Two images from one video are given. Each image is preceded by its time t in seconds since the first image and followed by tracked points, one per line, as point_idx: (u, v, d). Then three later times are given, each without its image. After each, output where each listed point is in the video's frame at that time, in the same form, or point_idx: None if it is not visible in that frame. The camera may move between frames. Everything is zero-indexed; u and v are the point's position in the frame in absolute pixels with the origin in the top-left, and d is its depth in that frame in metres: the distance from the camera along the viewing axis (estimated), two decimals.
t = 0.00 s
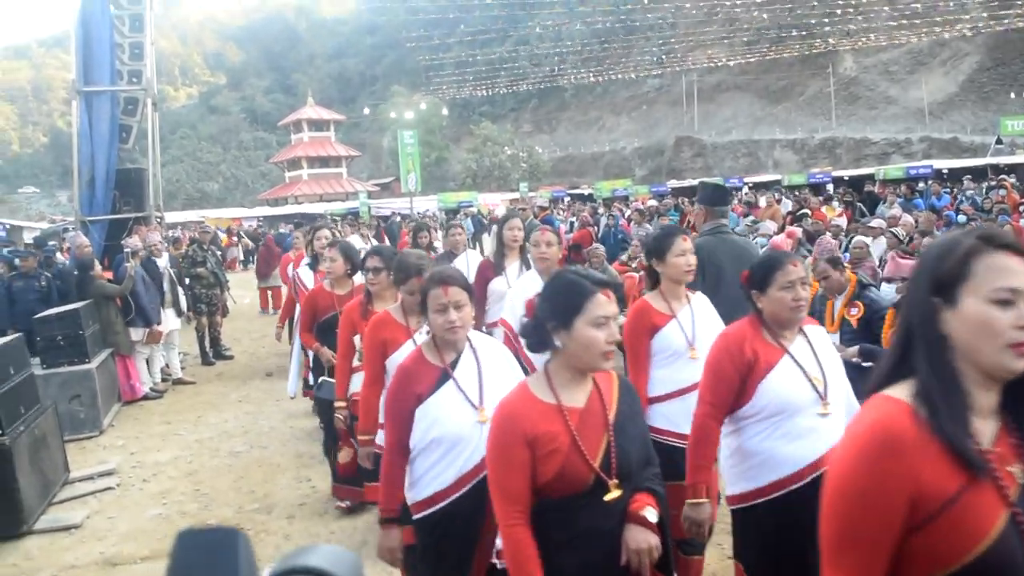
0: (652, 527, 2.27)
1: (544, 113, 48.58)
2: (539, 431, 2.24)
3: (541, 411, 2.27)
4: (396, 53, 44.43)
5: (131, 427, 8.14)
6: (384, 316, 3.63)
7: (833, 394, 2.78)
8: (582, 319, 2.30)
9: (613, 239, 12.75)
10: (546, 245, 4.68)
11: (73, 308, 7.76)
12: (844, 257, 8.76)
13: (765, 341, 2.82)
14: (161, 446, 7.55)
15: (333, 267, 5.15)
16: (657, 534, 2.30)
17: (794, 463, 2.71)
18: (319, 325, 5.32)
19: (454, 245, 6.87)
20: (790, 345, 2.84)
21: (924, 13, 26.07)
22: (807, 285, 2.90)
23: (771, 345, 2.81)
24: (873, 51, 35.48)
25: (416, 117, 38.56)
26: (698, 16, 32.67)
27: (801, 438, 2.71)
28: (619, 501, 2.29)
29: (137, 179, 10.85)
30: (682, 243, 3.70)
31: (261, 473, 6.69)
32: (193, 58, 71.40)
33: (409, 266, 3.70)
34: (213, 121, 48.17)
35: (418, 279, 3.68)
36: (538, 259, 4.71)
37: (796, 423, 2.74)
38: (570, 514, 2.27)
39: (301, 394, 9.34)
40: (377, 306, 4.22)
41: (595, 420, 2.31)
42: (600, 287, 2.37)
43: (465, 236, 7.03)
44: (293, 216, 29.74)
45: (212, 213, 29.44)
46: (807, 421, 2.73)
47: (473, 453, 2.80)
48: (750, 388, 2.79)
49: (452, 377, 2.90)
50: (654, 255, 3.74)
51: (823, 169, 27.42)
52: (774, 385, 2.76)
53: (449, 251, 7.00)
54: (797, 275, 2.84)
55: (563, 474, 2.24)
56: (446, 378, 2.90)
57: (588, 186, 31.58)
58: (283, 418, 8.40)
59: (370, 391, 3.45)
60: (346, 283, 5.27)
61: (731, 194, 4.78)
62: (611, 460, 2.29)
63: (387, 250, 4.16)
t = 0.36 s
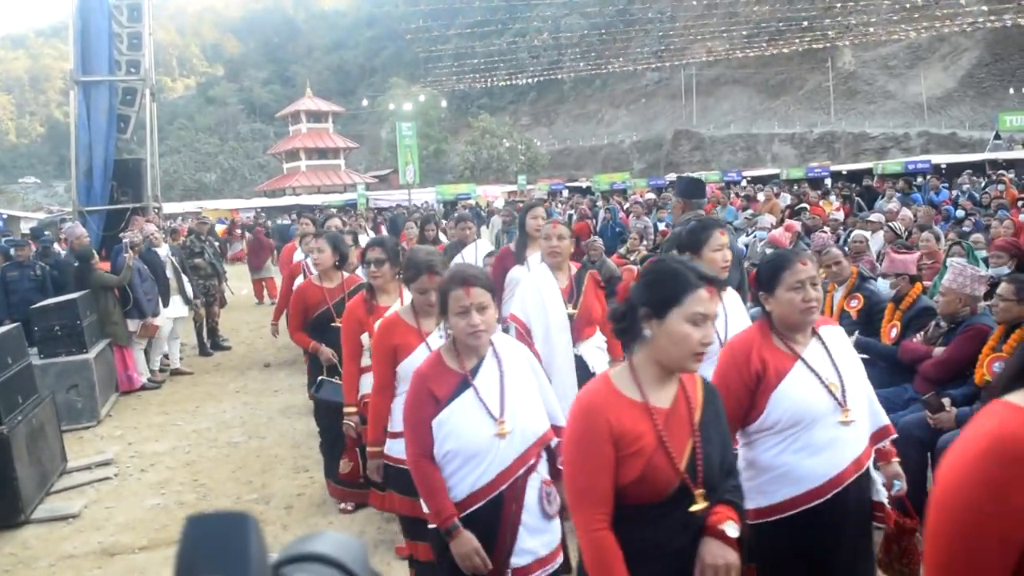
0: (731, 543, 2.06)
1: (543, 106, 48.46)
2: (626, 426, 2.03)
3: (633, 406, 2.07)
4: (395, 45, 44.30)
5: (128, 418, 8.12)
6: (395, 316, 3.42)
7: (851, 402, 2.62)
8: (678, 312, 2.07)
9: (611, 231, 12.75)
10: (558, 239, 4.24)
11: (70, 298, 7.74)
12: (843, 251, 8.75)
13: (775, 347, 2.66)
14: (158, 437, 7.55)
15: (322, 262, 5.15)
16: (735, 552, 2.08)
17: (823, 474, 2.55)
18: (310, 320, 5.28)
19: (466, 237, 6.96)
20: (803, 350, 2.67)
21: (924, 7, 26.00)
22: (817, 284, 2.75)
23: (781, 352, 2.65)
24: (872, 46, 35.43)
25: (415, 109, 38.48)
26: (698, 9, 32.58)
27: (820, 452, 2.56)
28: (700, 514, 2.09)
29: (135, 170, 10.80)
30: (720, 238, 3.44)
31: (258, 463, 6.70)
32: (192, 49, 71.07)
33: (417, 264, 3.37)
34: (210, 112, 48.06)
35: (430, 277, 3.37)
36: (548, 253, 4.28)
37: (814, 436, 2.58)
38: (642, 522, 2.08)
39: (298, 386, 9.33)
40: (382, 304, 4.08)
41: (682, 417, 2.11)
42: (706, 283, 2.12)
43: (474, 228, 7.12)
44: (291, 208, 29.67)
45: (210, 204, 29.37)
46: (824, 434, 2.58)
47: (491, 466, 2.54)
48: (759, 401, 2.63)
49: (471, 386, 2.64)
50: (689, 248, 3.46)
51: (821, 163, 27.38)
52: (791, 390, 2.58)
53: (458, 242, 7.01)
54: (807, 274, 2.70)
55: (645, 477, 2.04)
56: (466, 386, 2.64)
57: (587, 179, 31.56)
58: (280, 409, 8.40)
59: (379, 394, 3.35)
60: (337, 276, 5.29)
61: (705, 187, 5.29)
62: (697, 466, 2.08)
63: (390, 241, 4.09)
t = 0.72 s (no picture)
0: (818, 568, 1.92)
1: (552, 100, 48.33)
2: (702, 445, 1.87)
3: (705, 424, 1.88)
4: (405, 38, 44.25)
5: (140, 410, 8.13)
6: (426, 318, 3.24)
7: (887, 410, 2.52)
8: (755, 322, 1.86)
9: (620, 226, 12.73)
10: (605, 233, 4.17)
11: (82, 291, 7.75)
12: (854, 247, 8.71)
13: (804, 355, 2.54)
14: (170, 429, 7.56)
15: (339, 258, 4.94)
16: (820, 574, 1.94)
17: (861, 490, 2.47)
18: (325, 320, 5.08)
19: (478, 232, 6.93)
20: (830, 359, 2.54)
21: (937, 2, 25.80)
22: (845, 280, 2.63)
23: (810, 360, 2.53)
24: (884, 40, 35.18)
25: (425, 103, 38.44)
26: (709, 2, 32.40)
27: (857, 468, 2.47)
28: (782, 533, 1.94)
29: (145, 163, 10.78)
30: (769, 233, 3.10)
31: (269, 456, 6.70)
32: (203, 43, 71.11)
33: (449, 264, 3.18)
34: (220, 105, 48.14)
35: (467, 276, 3.17)
36: (594, 248, 4.23)
37: (850, 451, 2.49)
38: (714, 545, 1.93)
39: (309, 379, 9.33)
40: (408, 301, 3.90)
41: (767, 429, 1.95)
42: (794, 298, 1.88)
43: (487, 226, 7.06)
44: (301, 201, 29.67)
45: (220, 197, 29.40)
46: (858, 448, 2.48)
47: (539, 482, 2.37)
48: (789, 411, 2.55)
49: (530, 391, 2.45)
50: (734, 247, 3.15)
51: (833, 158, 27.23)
52: (815, 405, 2.49)
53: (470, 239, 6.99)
54: (833, 272, 2.58)
55: (723, 494, 1.88)
56: (523, 392, 2.46)
57: (597, 174, 31.48)
58: (292, 402, 8.41)
59: (411, 397, 3.19)
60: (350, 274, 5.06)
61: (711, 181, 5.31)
62: (786, 481, 1.93)
63: (419, 234, 3.94)
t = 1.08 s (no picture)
0: None
1: (566, 96, 48.23)
2: (792, 502, 1.61)
3: (796, 480, 1.62)
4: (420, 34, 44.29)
5: (153, 403, 8.16)
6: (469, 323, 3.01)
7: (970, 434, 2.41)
8: (852, 360, 1.61)
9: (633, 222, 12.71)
10: (641, 232, 3.96)
11: (98, 284, 7.79)
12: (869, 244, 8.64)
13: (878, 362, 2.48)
14: (183, 421, 7.58)
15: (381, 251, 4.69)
16: None
17: (944, 517, 2.34)
18: (360, 315, 4.78)
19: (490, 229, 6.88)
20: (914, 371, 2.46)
21: None
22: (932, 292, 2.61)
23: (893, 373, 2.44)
24: (900, 36, 34.93)
25: (438, 98, 38.46)
26: None
27: (942, 491, 2.35)
28: None
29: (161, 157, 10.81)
30: (806, 238, 3.00)
31: (282, 450, 6.71)
32: (217, 38, 71.13)
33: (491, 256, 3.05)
34: (235, 99, 48.29)
35: (515, 263, 3.01)
36: (629, 249, 4.00)
37: (934, 474, 2.37)
38: None
39: (321, 373, 9.35)
40: (453, 297, 3.77)
41: (871, 484, 1.67)
42: (897, 325, 1.63)
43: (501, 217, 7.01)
44: (314, 196, 29.72)
45: (233, 191, 29.50)
46: (943, 471, 2.36)
47: (591, 505, 2.23)
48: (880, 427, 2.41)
49: (577, 407, 2.30)
50: (771, 250, 3.05)
51: (846, 155, 27.03)
52: (905, 419, 2.39)
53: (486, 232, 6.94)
54: (918, 279, 2.57)
55: (823, 560, 1.61)
56: (571, 407, 2.30)
57: (610, 170, 31.41)
58: (304, 396, 8.43)
59: (450, 405, 2.99)
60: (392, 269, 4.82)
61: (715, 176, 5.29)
62: (897, 547, 1.65)
63: (470, 230, 3.82)
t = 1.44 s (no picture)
0: None
1: (571, 93, 48.21)
2: (910, 548, 1.42)
3: (904, 520, 1.44)
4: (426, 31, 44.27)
5: (158, 398, 8.16)
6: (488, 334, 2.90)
7: None
8: (984, 371, 1.39)
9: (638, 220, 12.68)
10: (655, 231, 3.87)
11: (103, 278, 7.78)
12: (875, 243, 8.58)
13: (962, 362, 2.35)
14: (188, 417, 7.58)
15: (405, 247, 4.60)
16: None
17: None
18: (380, 314, 4.69)
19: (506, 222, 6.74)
20: None
21: None
22: None
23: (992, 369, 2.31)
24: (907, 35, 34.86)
25: (443, 95, 38.46)
26: None
27: None
28: None
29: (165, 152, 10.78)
30: (830, 239, 2.91)
31: (286, 446, 6.70)
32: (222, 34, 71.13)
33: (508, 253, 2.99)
34: (240, 95, 48.29)
35: (530, 261, 2.94)
36: (643, 248, 3.93)
37: None
38: None
39: (325, 369, 9.34)
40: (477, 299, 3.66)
41: (978, 520, 1.50)
42: None
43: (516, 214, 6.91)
44: (319, 192, 29.70)
45: (238, 187, 29.49)
46: None
47: (639, 536, 2.02)
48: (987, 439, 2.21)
49: (611, 426, 2.06)
50: (791, 252, 2.97)
51: (851, 154, 26.95)
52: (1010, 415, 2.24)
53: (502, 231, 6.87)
54: None
55: None
56: (604, 426, 2.06)
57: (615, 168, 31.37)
58: (309, 391, 8.42)
59: (466, 419, 2.87)
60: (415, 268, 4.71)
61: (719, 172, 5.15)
62: None
63: (495, 229, 3.76)
